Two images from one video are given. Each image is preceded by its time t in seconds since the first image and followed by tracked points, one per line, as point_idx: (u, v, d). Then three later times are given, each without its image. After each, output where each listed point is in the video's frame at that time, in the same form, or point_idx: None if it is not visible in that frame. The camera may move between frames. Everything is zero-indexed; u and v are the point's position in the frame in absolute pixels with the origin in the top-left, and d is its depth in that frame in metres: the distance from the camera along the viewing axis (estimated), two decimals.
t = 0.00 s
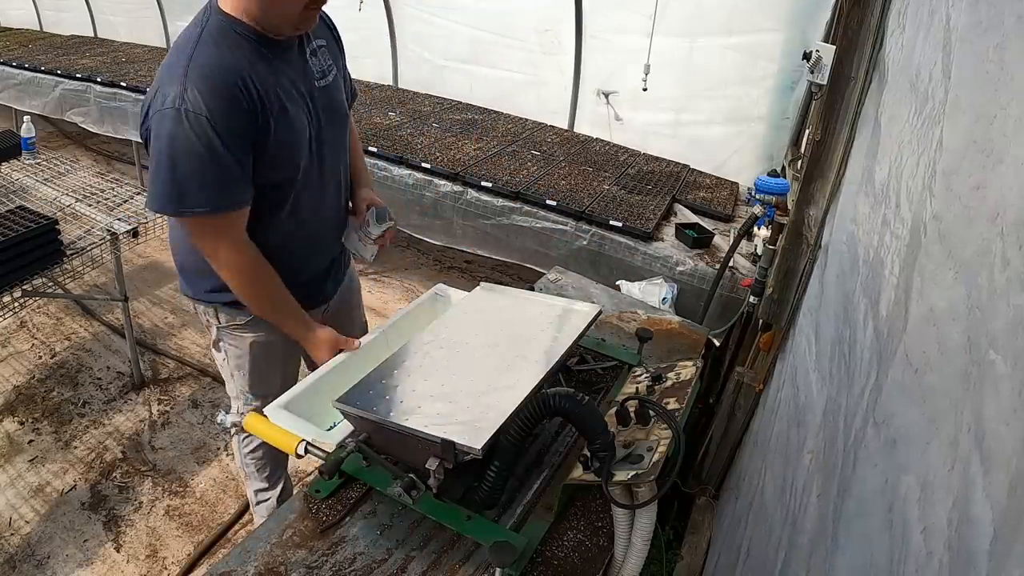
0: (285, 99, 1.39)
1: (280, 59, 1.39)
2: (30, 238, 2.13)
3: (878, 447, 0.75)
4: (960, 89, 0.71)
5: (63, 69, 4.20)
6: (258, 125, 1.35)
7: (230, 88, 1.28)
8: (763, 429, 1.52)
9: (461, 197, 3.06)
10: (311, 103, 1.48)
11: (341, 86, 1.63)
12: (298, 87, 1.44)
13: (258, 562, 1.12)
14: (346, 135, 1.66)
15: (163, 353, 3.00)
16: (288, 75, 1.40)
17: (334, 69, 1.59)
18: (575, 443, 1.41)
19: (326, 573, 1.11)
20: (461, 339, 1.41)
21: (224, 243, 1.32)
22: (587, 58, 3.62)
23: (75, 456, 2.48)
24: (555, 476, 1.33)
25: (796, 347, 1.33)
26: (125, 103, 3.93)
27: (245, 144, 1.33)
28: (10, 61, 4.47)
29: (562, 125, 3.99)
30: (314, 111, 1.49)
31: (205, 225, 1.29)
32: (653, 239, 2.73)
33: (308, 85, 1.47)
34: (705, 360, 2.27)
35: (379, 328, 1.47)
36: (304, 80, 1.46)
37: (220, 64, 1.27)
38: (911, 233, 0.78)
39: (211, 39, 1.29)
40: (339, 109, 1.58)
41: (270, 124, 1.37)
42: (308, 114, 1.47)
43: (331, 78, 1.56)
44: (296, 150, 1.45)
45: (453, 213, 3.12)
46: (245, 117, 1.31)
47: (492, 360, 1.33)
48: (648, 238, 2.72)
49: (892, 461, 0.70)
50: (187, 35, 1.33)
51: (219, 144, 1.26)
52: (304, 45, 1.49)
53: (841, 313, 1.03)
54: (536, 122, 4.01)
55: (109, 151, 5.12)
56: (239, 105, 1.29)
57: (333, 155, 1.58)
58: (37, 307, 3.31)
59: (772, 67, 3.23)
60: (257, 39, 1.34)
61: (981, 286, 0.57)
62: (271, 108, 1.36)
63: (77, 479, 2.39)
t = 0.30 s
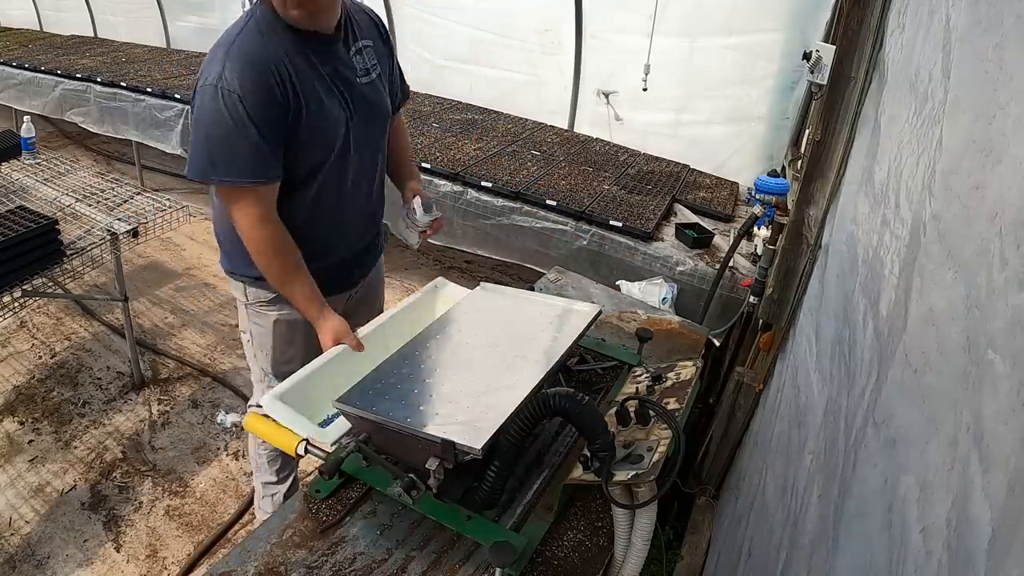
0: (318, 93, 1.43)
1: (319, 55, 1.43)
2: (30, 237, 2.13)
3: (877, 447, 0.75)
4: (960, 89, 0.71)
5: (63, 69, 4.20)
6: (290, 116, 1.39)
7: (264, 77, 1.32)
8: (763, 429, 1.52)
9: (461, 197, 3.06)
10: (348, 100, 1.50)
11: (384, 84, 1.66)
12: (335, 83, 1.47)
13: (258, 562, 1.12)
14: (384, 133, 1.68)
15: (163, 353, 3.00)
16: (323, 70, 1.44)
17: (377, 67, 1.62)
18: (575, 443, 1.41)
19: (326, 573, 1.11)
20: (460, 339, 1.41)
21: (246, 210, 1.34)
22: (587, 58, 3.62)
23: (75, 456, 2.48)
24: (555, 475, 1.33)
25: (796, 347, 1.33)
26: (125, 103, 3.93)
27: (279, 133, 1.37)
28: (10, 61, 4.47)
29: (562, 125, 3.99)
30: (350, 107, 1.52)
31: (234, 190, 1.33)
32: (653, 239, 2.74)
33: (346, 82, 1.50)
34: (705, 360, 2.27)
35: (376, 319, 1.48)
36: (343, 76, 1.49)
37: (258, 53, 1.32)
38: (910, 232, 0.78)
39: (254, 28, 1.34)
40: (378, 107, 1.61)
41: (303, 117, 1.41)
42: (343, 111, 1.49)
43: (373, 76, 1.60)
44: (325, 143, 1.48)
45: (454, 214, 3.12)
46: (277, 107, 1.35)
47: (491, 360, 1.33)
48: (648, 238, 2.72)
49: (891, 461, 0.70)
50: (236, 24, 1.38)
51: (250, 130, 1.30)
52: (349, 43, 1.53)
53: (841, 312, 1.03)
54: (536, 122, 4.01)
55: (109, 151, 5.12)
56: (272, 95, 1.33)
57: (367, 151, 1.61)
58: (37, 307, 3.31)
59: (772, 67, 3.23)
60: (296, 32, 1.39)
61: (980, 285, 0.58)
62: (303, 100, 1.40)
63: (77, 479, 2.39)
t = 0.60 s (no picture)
0: (309, 85, 1.48)
1: (323, 46, 1.49)
2: (30, 237, 2.13)
3: (874, 446, 0.75)
4: (959, 89, 0.71)
5: (63, 69, 4.20)
6: (274, 98, 1.46)
7: (253, 58, 1.40)
8: (762, 430, 1.52)
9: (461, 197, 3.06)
10: (348, 96, 1.54)
11: (405, 84, 1.67)
12: (335, 78, 1.51)
13: (258, 562, 1.12)
14: (398, 132, 1.70)
15: (163, 353, 3.00)
16: (322, 63, 1.49)
17: (398, 67, 1.64)
18: (575, 443, 1.41)
19: (326, 573, 1.11)
20: (460, 339, 1.41)
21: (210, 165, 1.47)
22: (587, 58, 3.62)
23: (75, 456, 2.48)
24: (555, 476, 1.34)
25: (795, 347, 1.33)
26: (125, 103, 3.93)
27: (259, 106, 1.45)
28: (10, 61, 4.47)
29: (562, 125, 3.99)
30: (345, 100, 1.54)
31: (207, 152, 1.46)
32: (653, 239, 2.74)
33: (349, 78, 1.53)
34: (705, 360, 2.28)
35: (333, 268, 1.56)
36: (348, 72, 1.53)
37: (254, 35, 1.41)
38: (908, 232, 0.78)
39: (264, 12, 1.44)
40: (388, 106, 1.63)
41: (287, 96, 1.47)
42: (337, 105, 1.53)
43: (389, 75, 1.61)
44: (313, 134, 1.53)
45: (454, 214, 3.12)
46: (259, 87, 1.43)
47: (490, 360, 1.33)
48: (648, 238, 2.72)
49: (887, 460, 0.70)
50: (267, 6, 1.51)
51: (225, 102, 1.40)
52: (371, 40, 1.56)
53: (839, 312, 1.03)
54: (536, 122, 4.01)
55: (109, 151, 5.12)
56: (255, 75, 1.42)
57: (370, 148, 1.64)
58: (37, 307, 3.31)
59: (772, 67, 3.23)
60: (306, 21, 1.46)
61: (977, 284, 0.57)
62: (291, 87, 1.47)
63: (77, 478, 2.39)
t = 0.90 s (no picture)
0: (279, 74, 1.49)
1: (304, 36, 1.49)
2: (30, 237, 2.13)
3: (869, 445, 0.75)
4: (956, 89, 0.71)
5: (63, 69, 4.20)
6: (245, 85, 1.49)
7: (226, 43, 1.45)
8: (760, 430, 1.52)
9: (461, 197, 3.06)
10: (321, 87, 1.52)
11: (397, 82, 1.62)
12: (308, 68, 1.50)
13: (257, 562, 1.12)
14: (387, 131, 1.65)
15: (163, 353, 3.00)
16: (297, 51, 1.49)
17: (387, 63, 1.59)
18: (575, 443, 1.41)
19: (326, 573, 1.11)
20: (460, 339, 1.41)
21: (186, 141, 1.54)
22: (587, 58, 3.62)
23: (75, 456, 2.48)
24: (555, 476, 1.34)
25: (792, 346, 1.33)
26: (125, 103, 3.93)
27: (232, 88, 1.49)
28: (10, 61, 4.47)
29: (562, 125, 4.00)
30: (317, 91, 1.52)
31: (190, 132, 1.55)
32: (653, 239, 2.74)
33: (325, 69, 1.52)
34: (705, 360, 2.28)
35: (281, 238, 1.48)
36: (325, 63, 1.51)
37: (232, 21, 1.45)
38: (904, 232, 0.78)
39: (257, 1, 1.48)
40: (370, 101, 1.58)
41: (260, 82, 1.49)
42: (308, 97, 1.52)
43: (374, 71, 1.57)
44: (283, 123, 1.53)
45: (453, 214, 3.12)
46: (229, 72, 1.47)
47: (491, 360, 1.33)
48: (648, 238, 2.72)
49: (883, 459, 0.70)
50: None
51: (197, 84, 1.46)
52: (356, 33, 1.53)
53: (836, 311, 1.03)
54: (536, 122, 4.01)
55: (109, 151, 5.12)
56: (226, 59, 1.45)
57: (348, 143, 1.60)
58: (37, 307, 3.31)
59: (772, 67, 3.23)
60: (290, 11, 1.47)
61: (973, 283, 0.57)
62: (262, 75, 1.49)
63: (76, 479, 2.39)
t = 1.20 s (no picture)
0: (229, 84, 1.45)
1: (253, 45, 1.45)
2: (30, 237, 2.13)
3: (864, 443, 0.75)
4: (955, 89, 0.71)
5: (63, 69, 4.20)
6: (197, 97, 1.47)
7: (180, 57, 1.45)
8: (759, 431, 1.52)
9: (461, 197, 3.06)
10: (270, 95, 1.46)
11: (354, 89, 1.52)
12: (257, 77, 1.45)
13: (257, 562, 1.12)
14: (345, 142, 1.55)
15: (163, 353, 3.00)
16: (247, 60, 1.45)
17: (343, 68, 1.50)
18: (575, 443, 1.41)
19: (326, 573, 1.11)
20: (459, 339, 1.41)
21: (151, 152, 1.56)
22: (587, 58, 3.61)
23: (75, 456, 2.48)
24: (555, 476, 1.34)
25: (790, 345, 1.33)
26: (125, 103, 3.93)
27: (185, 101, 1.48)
28: (10, 61, 4.47)
29: (562, 125, 4.00)
30: (267, 99, 1.46)
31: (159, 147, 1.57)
32: (653, 239, 2.74)
33: (276, 77, 1.46)
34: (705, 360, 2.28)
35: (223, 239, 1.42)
36: (275, 71, 1.46)
37: (188, 35, 1.46)
38: (902, 231, 0.78)
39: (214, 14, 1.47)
40: (325, 109, 1.50)
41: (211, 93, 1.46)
42: (257, 106, 1.46)
43: (329, 77, 1.49)
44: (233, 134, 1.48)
45: (453, 214, 3.12)
46: (182, 86, 1.47)
47: (491, 360, 1.33)
48: (648, 238, 2.72)
49: (878, 457, 0.71)
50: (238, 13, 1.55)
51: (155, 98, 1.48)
52: (310, 39, 1.47)
53: (833, 310, 1.03)
54: (536, 122, 4.01)
55: (109, 151, 5.12)
56: (180, 74, 1.46)
57: (301, 154, 1.52)
58: (37, 307, 3.31)
59: (772, 67, 3.23)
60: (243, 21, 1.45)
61: (971, 283, 0.57)
62: (213, 87, 1.46)
63: (76, 479, 2.39)
